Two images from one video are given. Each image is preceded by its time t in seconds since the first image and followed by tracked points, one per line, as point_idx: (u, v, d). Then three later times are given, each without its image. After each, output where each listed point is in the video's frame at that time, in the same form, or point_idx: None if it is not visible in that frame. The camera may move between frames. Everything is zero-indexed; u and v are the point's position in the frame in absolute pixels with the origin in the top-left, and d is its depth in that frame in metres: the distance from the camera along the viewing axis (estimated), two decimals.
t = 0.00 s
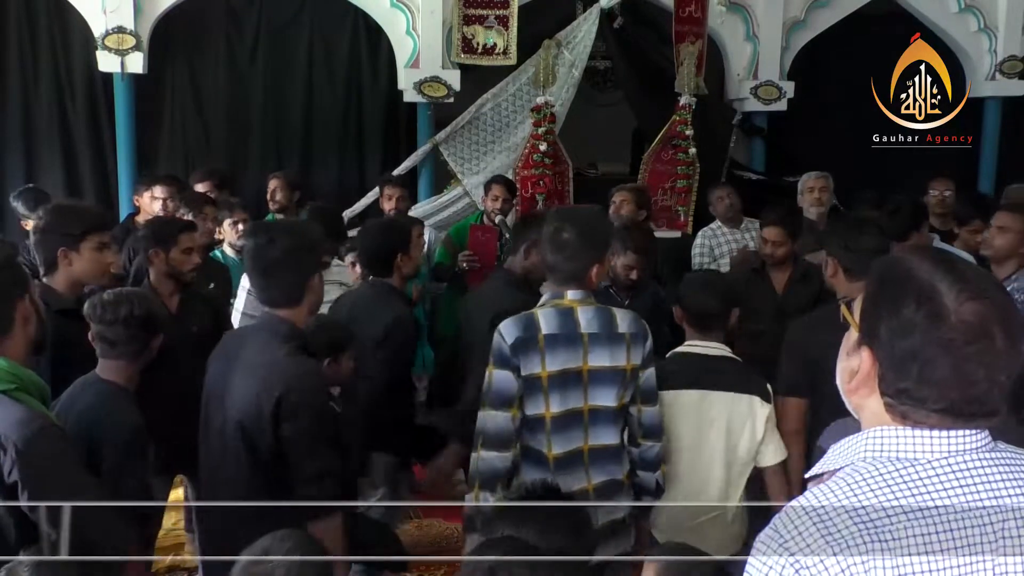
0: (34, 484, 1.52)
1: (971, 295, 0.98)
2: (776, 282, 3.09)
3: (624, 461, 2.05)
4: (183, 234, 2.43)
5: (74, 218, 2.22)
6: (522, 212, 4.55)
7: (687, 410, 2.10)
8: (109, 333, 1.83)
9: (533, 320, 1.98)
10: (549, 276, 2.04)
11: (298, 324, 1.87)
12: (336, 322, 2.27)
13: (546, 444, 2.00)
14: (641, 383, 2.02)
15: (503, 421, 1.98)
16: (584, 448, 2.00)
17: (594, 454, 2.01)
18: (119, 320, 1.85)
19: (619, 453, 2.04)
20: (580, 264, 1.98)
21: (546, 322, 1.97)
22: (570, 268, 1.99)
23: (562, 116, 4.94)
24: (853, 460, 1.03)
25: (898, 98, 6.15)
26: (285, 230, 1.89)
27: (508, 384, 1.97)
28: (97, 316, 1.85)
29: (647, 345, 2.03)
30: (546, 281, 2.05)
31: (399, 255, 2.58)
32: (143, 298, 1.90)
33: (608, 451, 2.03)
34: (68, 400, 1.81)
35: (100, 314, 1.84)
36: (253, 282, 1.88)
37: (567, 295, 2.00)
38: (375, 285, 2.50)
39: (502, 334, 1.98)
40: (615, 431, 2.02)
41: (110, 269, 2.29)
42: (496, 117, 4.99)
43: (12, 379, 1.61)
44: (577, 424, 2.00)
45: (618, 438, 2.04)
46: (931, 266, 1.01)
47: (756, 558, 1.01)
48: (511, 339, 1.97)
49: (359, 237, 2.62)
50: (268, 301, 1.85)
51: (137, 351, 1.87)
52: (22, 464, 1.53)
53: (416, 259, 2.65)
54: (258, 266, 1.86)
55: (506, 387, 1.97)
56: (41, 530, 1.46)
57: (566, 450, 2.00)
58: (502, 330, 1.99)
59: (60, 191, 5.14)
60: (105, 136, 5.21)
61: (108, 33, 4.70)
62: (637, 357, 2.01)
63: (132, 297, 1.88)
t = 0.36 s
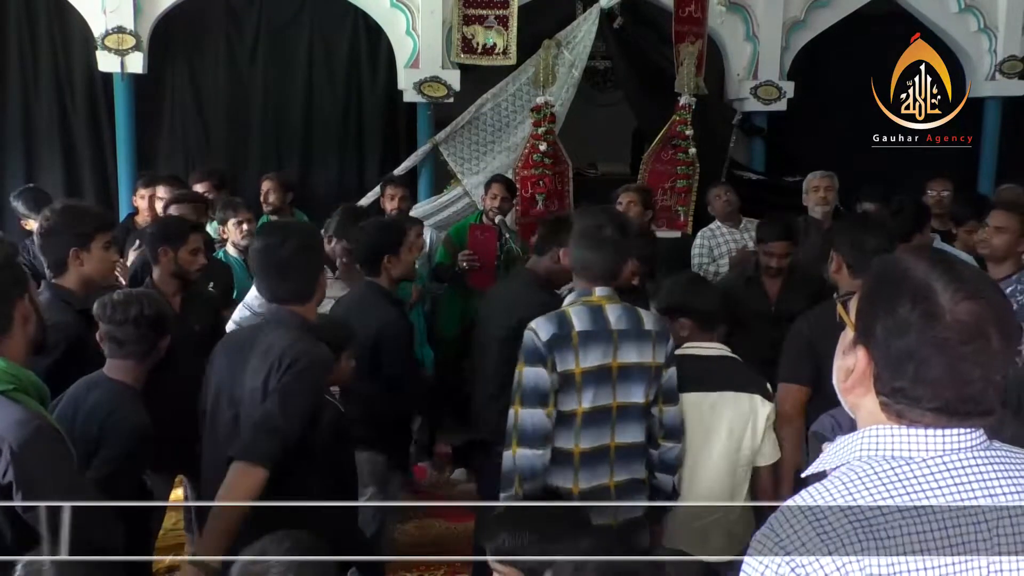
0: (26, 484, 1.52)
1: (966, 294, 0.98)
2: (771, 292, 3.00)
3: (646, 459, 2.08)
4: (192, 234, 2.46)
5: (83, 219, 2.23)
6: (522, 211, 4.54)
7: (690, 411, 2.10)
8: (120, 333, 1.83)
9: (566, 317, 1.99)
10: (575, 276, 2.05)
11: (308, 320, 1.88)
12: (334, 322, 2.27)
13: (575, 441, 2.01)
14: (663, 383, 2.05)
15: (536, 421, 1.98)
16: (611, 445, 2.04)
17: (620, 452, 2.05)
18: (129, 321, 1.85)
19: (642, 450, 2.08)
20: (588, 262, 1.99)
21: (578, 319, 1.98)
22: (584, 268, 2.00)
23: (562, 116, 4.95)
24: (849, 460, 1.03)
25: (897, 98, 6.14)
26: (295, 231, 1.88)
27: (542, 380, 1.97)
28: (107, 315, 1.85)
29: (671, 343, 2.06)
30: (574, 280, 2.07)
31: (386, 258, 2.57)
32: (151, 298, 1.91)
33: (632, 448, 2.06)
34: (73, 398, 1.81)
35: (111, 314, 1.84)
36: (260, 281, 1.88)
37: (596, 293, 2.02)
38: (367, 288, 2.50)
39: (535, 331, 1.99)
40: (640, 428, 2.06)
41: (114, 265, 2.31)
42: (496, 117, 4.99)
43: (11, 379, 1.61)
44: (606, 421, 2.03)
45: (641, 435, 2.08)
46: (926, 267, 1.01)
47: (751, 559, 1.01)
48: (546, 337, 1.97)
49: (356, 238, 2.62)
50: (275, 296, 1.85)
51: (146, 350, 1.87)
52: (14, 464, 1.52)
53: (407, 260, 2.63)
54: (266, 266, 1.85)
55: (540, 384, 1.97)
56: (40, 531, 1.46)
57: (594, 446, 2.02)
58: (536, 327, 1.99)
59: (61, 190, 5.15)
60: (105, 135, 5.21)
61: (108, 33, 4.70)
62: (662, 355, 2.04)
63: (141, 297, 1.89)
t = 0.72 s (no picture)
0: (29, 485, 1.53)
1: (961, 294, 0.98)
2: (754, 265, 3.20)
3: (665, 461, 2.13)
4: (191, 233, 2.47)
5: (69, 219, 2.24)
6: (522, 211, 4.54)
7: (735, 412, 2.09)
8: (98, 331, 1.77)
9: (586, 319, 2.04)
10: (588, 278, 2.07)
11: (274, 316, 1.85)
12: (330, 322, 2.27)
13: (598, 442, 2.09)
14: (679, 385, 2.11)
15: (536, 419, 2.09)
16: (634, 447, 2.10)
17: (643, 454, 2.11)
18: (107, 317, 1.78)
19: (663, 451, 2.13)
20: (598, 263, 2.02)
21: (598, 321, 2.03)
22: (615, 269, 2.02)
23: (562, 116, 4.96)
24: (845, 458, 1.05)
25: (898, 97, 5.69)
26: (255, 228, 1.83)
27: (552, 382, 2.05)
28: (84, 314, 1.79)
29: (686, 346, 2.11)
30: (588, 283, 2.08)
31: (367, 254, 2.56)
32: (130, 295, 1.85)
33: (654, 449, 2.12)
34: (58, 402, 1.78)
35: (88, 311, 1.78)
36: (216, 282, 1.81)
37: (615, 294, 2.05)
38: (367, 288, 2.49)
39: (553, 333, 2.04)
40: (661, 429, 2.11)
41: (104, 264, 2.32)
42: (496, 117, 4.99)
43: (12, 380, 1.61)
44: (627, 424, 2.09)
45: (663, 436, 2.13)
46: (922, 264, 1.00)
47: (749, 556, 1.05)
48: (566, 339, 2.02)
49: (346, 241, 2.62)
50: (233, 296, 1.80)
51: (127, 347, 1.80)
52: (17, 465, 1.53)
53: (393, 259, 2.57)
54: (223, 268, 1.79)
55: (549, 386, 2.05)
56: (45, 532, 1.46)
57: (618, 448, 2.10)
58: (553, 330, 2.04)
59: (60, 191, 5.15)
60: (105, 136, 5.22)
61: (108, 33, 4.70)
62: (679, 358, 2.09)
63: (119, 294, 1.83)
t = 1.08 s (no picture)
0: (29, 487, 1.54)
1: (958, 293, 0.98)
2: (750, 264, 3.12)
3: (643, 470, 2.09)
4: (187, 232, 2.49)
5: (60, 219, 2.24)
6: (522, 211, 4.54)
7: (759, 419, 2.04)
8: (85, 334, 1.81)
9: (559, 323, 2.01)
10: (576, 280, 2.05)
11: (272, 318, 1.84)
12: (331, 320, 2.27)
13: (564, 447, 2.03)
14: (660, 397, 2.06)
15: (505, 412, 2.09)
16: (606, 456, 2.02)
17: (616, 463, 2.03)
18: (93, 319, 1.82)
19: (640, 460, 2.08)
20: (583, 263, 2.00)
21: (571, 326, 2.00)
22: (592, 270, 2.00)
23: (562, 116, 4.95)
24: (842, 456, 1.05)
25: (898, 98, 5.98)
26: (247, 229, 1.85)
27: (520, 380, 2.05)
28: (67, 318, 1.83)
29: (672, 358, 2.05)
30: (576, 285, 2.06)
31: (366, 254, 2.60)
32: (114, 293, 1.89)
33: (630, 459, 2.06)
34: (56, 404, 1.80)
35: (72, 315, 1.82)
36: (218, 281, 1.83)
37: (598, 298, 2.02)
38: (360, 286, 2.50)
39: (526, 334, 2.03)
40: (637, 439, 2.05)
41: (90, 264, 2.33)
42: (496, 117, 4.99)
43: (12, 381, 1.61)
44: (598, 432, 2.01)
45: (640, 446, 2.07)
46: (920, 264, 1.01)
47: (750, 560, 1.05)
48: (535, 341, 2.01)
49: (354, 237, 2.63)
50: (240, 296, 1.81)
51: (116, 346, 1.85)
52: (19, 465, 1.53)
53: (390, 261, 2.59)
54: (216, 265, 1.82)
55: (516, 383, 2.06)
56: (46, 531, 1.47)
57: (586, 455, 2.01)
58: (528, 331, 2.03)
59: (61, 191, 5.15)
60: (105, 136, 5.22)
61: (108, 33, 4.70)
62: (660, 370, 2.04)
63: (102, 293, 1.87)
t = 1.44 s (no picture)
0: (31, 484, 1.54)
1: (955, 291, 0.99)
2: (739, 266, 3.08)
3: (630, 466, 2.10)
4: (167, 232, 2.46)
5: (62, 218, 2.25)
6: (521, 211, 4.54)
7: (764, 419, 2.05)
8: (80, 332, 1.83)
9: (542, 326, 1.98)
10: (553, 281, 2.03)
11: (287, 323, 1.87)
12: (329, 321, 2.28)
13: (553, 450, 2.01)
14: (644, 391, 2.07)
15: (488, 425, 2.06)
16: (594, 456, 2.03)
17: (604, 463, 2.04)
18: (89, 318, 1.85)
19: (626, 459, 2.08)
20: (560, 262, 1.98)
21: (554, 329, 1.98)
22: (569, 268, 1.98)
23: (562, 116, 4.95)
24: (839, 456, 1.05)
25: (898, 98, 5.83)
26: (270, 234, 1.89)
27: (505, 390, 2.01)
28: (65, 318, 1.85)
29: (653, 353, 2.06)
30: (554, 286, 2.04)
31: (372, 254, 2.54)
32: (111, 293, 1.91)
33: (617, 458, 2.06)
34: (54, 403, 1.81)
35: (68, 314, 1.84)
36: (240, 283, 1.88)
37: (576, 299, 2.00)
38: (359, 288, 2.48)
39: (509, 341, 2.00)
40: (623, 437, 2.06)
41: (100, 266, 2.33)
42: (496, 117, 5.00)
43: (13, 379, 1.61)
44: (586, 432, 2.01)
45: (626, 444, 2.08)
46: (917, 264, 1.02)
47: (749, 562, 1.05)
48: (520, 347, 1.98)
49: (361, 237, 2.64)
50: (254, 300, 1.85)
51: (112, 346, 1.86)
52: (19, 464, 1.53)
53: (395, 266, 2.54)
54: (242, 266, 1.87)
55: (502, 394, 2.02)
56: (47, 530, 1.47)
57: (574, 457, 2.01)
58: (511, 338, 2.00)
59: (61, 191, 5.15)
60: (105, 136, 5.21)
61: (108, 33, 4.70)
62: (643, 365, 2.05)
63: (99, 294, 1.89)
